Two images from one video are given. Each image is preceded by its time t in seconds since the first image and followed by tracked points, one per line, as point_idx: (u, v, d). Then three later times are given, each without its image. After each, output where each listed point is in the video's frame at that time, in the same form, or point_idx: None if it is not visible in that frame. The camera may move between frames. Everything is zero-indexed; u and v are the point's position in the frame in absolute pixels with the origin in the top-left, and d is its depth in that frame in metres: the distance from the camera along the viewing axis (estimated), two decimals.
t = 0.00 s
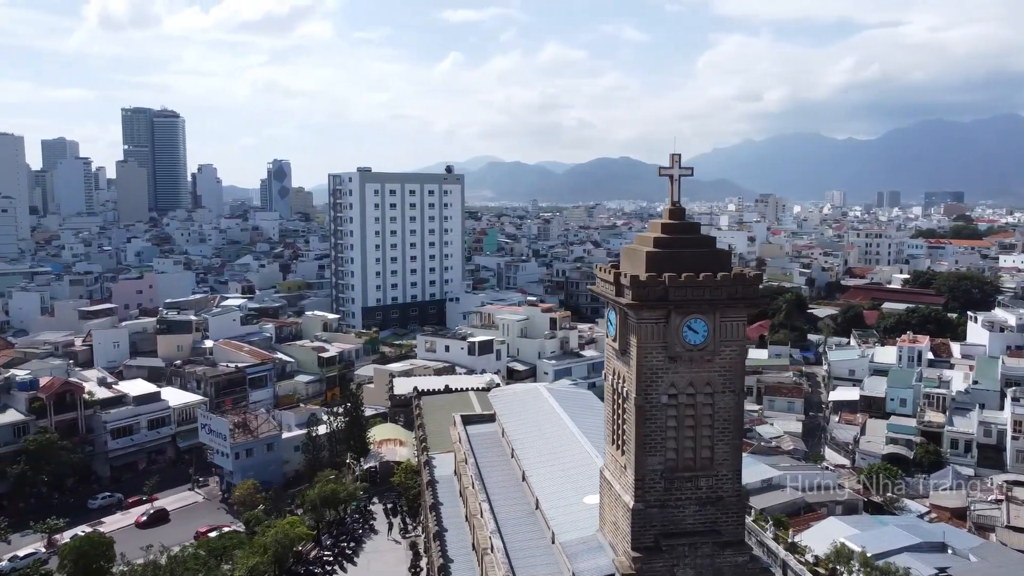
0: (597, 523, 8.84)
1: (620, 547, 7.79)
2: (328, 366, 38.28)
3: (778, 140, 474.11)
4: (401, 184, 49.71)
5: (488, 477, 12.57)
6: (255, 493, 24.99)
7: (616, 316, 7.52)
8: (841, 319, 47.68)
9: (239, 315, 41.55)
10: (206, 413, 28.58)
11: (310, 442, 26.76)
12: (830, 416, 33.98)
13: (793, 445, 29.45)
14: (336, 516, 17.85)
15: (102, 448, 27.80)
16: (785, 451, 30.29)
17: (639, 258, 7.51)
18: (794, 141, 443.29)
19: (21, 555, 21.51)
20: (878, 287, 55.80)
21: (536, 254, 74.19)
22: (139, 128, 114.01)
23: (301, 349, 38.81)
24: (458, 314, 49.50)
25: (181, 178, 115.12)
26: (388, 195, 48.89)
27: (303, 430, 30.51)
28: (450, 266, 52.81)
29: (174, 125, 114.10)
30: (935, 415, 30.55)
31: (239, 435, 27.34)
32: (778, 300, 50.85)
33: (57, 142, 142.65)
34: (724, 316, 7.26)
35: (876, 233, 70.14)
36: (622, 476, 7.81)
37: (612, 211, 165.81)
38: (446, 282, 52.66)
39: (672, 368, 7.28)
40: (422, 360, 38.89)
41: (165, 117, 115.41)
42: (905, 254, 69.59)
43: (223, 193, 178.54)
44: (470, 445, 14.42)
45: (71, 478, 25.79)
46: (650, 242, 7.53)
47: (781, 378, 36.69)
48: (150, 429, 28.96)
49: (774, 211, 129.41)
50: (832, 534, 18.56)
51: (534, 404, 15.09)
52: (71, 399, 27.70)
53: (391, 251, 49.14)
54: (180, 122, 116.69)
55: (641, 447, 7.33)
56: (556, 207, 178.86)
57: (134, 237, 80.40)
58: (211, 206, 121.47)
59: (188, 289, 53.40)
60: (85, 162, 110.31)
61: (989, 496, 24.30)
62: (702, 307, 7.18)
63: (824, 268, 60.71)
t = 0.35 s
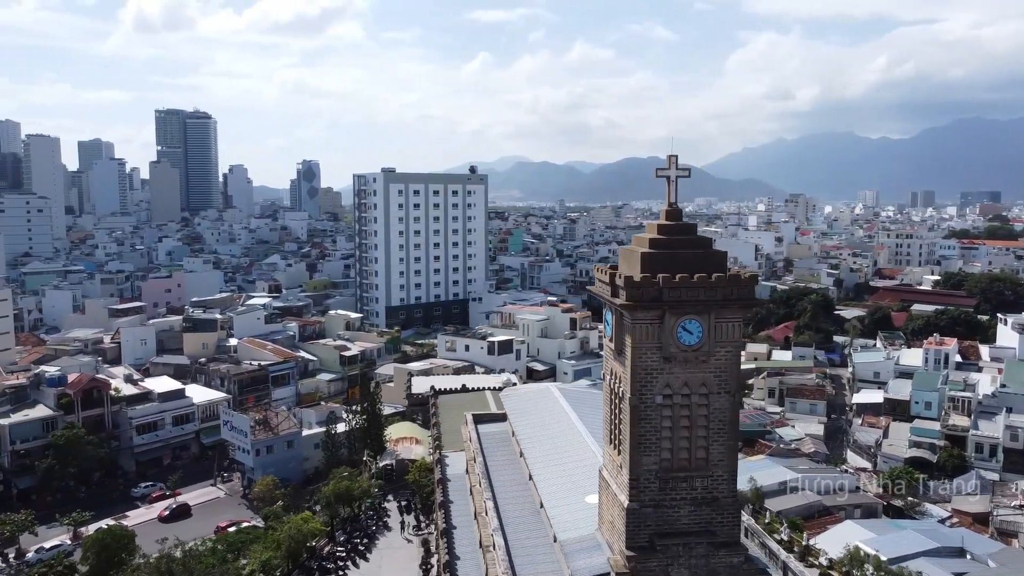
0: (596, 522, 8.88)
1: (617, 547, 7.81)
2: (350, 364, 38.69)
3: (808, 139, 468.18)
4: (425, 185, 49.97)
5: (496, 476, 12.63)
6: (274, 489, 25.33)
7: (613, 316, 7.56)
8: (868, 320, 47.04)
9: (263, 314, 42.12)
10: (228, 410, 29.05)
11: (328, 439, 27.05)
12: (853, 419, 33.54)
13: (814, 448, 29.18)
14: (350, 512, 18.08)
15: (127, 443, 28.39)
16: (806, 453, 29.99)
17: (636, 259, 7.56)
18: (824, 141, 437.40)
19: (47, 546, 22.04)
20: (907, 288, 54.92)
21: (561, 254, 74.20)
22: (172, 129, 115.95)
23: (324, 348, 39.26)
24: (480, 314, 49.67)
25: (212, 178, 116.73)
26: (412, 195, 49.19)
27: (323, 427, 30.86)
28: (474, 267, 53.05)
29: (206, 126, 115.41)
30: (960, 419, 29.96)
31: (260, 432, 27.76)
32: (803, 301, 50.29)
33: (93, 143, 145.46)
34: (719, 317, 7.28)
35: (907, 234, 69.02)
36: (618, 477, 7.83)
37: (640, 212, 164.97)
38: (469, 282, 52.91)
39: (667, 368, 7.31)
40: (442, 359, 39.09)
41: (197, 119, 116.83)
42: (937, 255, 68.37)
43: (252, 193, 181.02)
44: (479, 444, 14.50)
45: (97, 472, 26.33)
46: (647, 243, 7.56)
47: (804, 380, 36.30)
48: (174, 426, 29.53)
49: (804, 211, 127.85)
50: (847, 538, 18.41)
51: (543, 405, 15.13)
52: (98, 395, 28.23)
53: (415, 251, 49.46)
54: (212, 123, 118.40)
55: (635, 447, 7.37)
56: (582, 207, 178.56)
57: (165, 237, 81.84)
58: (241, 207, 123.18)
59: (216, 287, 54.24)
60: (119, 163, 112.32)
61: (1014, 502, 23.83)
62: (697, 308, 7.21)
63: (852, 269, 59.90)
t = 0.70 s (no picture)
0: (595, 519, 8.91)
1: (613, 544, 7.85)
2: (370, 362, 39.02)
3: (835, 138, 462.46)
4: (446, 185, 50.17)
5: (501, 473, 12.68)
6: (291, 485, 25.65)
7: (609, 316, 7.61)
8: (893, 321, 46.45)
9: (284, 313, 42.63)
10: (247, 407, 29.49)
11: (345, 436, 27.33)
12: (874, 421, 33.12)
13: (834, 450, 28.91)
14: (362, 508, 18.28)
15: (150, 438, 28.90)
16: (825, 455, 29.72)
17: (632, 259, 7.60)
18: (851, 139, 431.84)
19: (69, 539, 22.55)
20: (935, 289, 54.15)
21: (583, 254, 74.18)
22: (201, 130, 117.66)
23: (344, 346, 39.66)
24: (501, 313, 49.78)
25: (240, 178, 118.29)
26: (433, 195, 49.40)
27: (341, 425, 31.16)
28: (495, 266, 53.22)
29: (234, 126, 116.78)
30: (983, 421, 29.19)
31: (278, 429, 28.15)
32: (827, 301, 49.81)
33: (125, 144, 148.03)
34: (714, 317, 7.30)
35: (935, 234, 67.99)
36: (615, 475, 7.87)
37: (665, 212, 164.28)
38: (490, 282, 53.09)
39: (662, 368, 7.34)
40: (461, 358, 39.25)
41: (225, 119, 118.17)
42: (966, 256, 67.27)
43: (280, 192, 182.99)
44: (487, 442, 14.57)
45: (120, 466, 26.83)
46: (642, 244, 7.60)
47: (825, 381, 35.93)
48: (195, 422, 30.03)
49: (832, 210, 126.46)
50: (861, 541, 18.20)
51: (552, 403, 15.18)
52: (121, 392, 28.69)
53: (436, 251, 49.70)
54: (240, 124, 119.88)
55: (630, 445, 7.41)
56: (608, 207, 178.08)
57: (193, 236, 83.09)
58: (268, 206, 124.73)
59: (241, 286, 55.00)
60: (150, 163, 114.15)
61: None
62: (691, 307, 7.24)
63: (879, 269, 59.16)
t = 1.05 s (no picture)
0: (594, 518, 8.95)
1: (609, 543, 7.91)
2: (391, 361, 39.31)
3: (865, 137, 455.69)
4: (470, 185, 50.34)
5: (508, 472, 12.74)
6: (310, 482, 26.00)
7: (604, 316, 7.66)
8: (921, 323, 45.69)
9: (307, 312, 43.10)
10: (268, 404, 29.93)
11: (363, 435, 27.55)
12: (898, 424, 32.64)
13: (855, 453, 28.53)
14: (376, 505, 18.50)
15: (174, 434, 29.45)
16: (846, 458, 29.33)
17: (626, 259, 7.66)
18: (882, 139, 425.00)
19: (93, 532, 23.02)
20: (966, 291, 53.15)
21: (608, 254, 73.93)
22: (232, 131, 119.36)
23: (365, 345, 40.01)
24: (522, 313, 49.82)
25: (269, 178, 119.76)
26: (456, 195, 49.60)
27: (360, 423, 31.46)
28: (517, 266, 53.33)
29: (264, 127, 118.26)
30: (1010, 425, 28.65)
31: (298, 426, 28.54)
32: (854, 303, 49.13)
33: (158, 145, 150.52)
34: (707, 318, 7.33)
35: (968, 235, 66.70)
36: (610, 473, 7.92)
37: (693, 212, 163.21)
38: (512, 281, 53.21)
39: (656, 368, 7.39)
40: (481, 358, 39.36)
41: (255, 121, 119.58)
42: (1000, 257, 65.89)
43: (309, 192, 184.72)
44: (497, 441, 14.67)
45: (145, 462, 27.33)
46: (638, 245, 7.67)
47: (848, 384, 35.45)
48: (219, 419, 30.49)
49: (863, 210, 124.65)
50: (876, 544, 18.00)
51: (562, 402, 15.22)
52: (146, 388, 29.22)
53: (459, 251, 49.91)
54: (270, 125, 121.31)
55: (624, 444, 7.47)
56: (636, 207, 177.23)
57: (223, 235, 84.33)
58: (296, 206, 126.11)
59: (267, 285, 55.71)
60: (181, 163, 115.93)
61: None
62: (684, 308, 7.28)
63: (908, 271, 58.20)
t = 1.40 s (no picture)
0: (592, 517, 8.99)
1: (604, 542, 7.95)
2: (409, 360, 39.55)
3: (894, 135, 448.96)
4: (490, 185, 50.48)
5: (513, 472, 12.78)
6: (327, 479, 26.31)
7: (600, 316, 7.72)
8: (947, 324, 45.00)
9: (328, 311, 43.51)
10: (287, 402, 30.34)
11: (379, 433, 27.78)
12: (919, 426, 32.18)
13: (875, 455, 28.19)
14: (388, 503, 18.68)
15: (195, 431, 29.93)
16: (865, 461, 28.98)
17: (621, 259, 7.72)
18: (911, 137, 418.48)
19: (115, 526, 23.48)
20: (995, 292, 52.25)
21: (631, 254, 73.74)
22: (260, 132, 120.84)
23: (384, 344, 40.32)
24: (541, 313, 49.82)
25: (296, 179, 121.02)
26: (477, 195, 49.77)
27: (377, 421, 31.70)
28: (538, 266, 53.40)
29: (291, 128, 119.52)
30: None
31: (315, 423, 28.87)
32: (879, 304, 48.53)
33: (188, 146, 152.73)
34: (701, 318, 7.36)
35: (999, 235, 65.53)
36: (605, 472, 7.97)
37: (718, 211, 161.95)
38: (533, 281, 53.29)
39: (650, 367, 7.43)
40: (499, 357, 39.48)
41: (283, 121, 120.98)
42: None
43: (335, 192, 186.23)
44: (504, 440, 14.74)
45: (167, 457, 27.84)
46: (633, 246, 7.72)
47: (869, 386, 35.03)
48: (239, 416, 30.93)
49: (893, 211, 122.89)
50: (890, 547, 17.77)
51: (570, 401, 15.26)
52: (169, 384, 29.62)
53: (479, 251, 50.09)
54: (297, 125, 122.58)
55: (617, 444, 7.52)
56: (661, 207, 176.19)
57: (249, 235, 85.46)
58: (322, 206, 127.28)
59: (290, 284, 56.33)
60: (210, 164, 117.58)
61: None
62: (677, 308, 7.32)
63: (936, 272, 57.32)
